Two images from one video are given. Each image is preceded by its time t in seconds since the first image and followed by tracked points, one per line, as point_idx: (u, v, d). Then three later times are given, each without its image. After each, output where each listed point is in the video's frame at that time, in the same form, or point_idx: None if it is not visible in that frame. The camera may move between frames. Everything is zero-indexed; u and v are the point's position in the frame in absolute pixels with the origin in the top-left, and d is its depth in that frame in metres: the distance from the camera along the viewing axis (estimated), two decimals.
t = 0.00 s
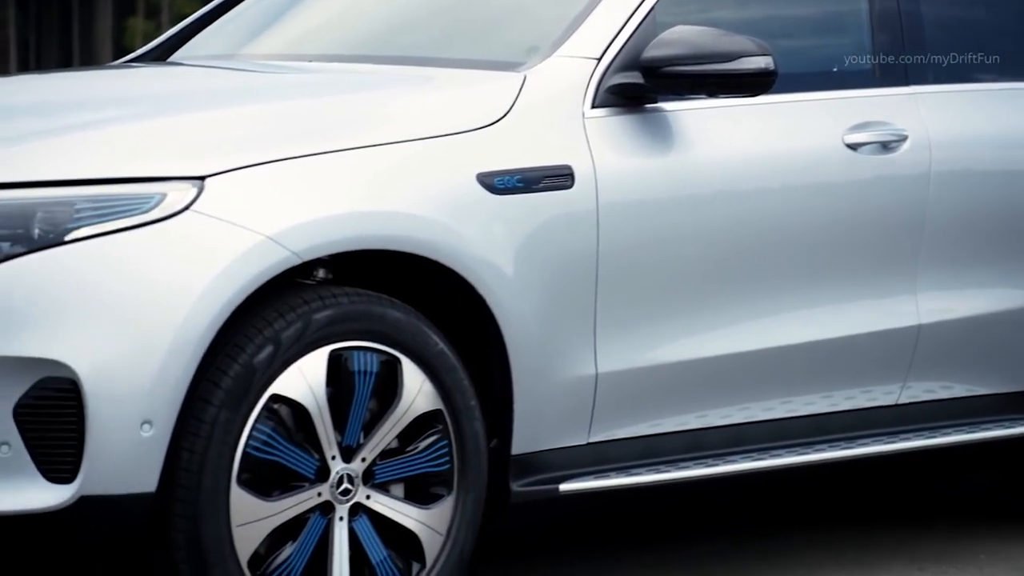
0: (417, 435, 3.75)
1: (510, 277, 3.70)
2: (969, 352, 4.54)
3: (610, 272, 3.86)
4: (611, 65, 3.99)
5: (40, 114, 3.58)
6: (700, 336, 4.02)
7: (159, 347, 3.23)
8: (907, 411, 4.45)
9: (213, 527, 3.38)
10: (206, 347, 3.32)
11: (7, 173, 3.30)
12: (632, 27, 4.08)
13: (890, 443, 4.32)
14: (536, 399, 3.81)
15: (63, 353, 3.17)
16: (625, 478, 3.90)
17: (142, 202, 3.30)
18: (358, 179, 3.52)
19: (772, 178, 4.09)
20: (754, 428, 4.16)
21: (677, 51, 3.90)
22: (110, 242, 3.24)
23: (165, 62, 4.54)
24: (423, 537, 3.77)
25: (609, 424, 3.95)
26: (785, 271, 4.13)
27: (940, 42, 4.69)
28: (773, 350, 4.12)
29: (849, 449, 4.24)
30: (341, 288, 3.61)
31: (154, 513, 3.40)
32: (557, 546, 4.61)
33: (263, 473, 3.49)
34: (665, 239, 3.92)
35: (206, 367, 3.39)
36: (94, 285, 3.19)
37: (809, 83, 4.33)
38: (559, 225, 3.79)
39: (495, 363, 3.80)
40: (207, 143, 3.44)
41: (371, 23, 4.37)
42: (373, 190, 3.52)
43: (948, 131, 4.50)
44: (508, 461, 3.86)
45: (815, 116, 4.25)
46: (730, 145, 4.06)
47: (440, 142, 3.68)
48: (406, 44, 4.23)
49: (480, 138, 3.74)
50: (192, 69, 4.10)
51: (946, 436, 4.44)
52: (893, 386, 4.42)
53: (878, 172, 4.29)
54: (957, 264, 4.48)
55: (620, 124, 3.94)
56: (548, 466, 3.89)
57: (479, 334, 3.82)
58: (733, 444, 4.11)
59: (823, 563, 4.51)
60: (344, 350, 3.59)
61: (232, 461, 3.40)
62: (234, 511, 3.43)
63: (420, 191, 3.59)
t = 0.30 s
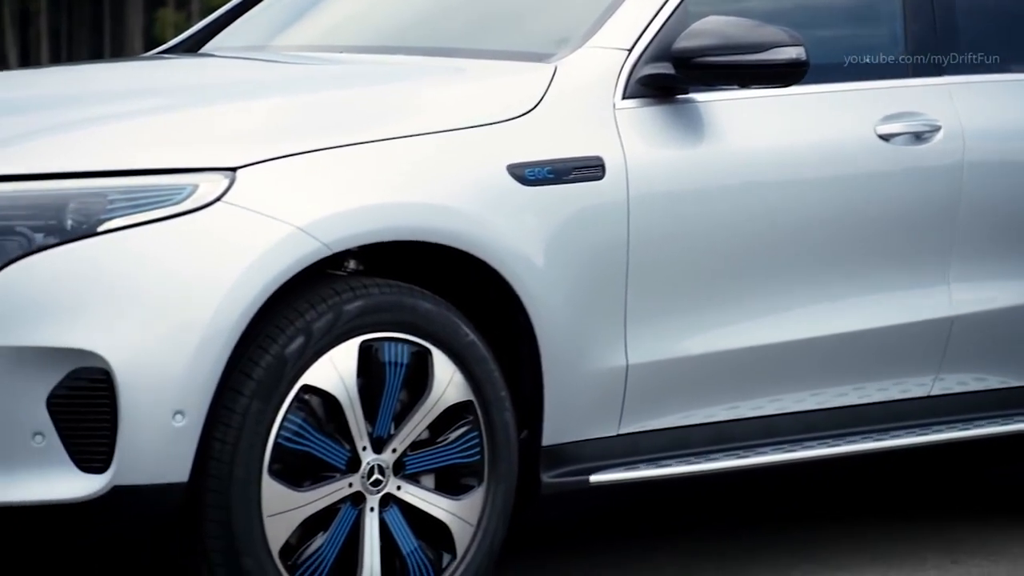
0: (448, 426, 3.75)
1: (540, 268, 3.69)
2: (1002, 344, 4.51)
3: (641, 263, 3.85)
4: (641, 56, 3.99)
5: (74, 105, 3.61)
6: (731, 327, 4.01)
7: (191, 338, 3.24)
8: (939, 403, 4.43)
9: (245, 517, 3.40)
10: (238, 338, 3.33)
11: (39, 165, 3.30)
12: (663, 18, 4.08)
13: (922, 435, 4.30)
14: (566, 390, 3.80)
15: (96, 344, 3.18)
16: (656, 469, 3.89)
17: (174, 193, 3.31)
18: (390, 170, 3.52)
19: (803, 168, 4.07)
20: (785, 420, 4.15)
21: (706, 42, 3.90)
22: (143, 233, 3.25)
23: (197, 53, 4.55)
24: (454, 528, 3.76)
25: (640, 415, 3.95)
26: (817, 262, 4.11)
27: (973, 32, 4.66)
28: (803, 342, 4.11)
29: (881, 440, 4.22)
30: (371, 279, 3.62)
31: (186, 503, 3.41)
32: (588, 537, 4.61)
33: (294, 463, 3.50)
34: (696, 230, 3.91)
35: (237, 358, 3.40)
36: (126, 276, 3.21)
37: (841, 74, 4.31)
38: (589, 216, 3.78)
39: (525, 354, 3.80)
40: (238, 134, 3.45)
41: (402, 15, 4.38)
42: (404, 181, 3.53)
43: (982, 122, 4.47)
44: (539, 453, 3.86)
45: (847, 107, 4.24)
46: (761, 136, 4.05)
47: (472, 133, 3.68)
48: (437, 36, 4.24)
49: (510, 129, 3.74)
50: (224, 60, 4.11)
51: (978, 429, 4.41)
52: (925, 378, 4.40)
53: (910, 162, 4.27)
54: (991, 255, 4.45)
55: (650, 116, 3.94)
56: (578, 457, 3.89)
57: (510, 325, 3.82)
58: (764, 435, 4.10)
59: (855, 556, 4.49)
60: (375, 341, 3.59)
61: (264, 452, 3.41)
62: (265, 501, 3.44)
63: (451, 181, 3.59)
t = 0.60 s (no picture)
0: (474, 418, 3.76)
1: (566, 261, 3.69)
2: None
3: (668, 256, 3.85)
4: (668, 49, 3.99)
5: (103, 97, 3.62)
6: (757, 320, 4.00)
7: (219, 329, 3.25)
8: (968, 396, 4.41)
9: (272, 509, 3.41)
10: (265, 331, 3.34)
11: (67, 157, 3.31)
12: (690, 10, 4.08)
13: (950, 428, 4.29)
14: (592, 382, 3.80)
15: (124, 336, 3.19)
16: (682, 461, 3.89)
17: (202, 185, 3.31)
18: (418, 162, 3.53)
19: (830, 161, 4.06)
20: (812, 413, 4.14)
21: (733, 33, 3.93)
22: (171, 225, 3.26)
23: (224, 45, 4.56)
24: (480, 520, 3.76)
25: (666, 408, 3.95)
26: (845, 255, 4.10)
27: (1002, 24, 4.65)
28: (830, 334, 4.10)
29: (908, 433, 4.20)
30: (398, 271, 3.62)
31: (214, 494, 3.42)
32: (614, 530, 4.61)
33: (322, 455, 3.51)
34: (723, 222, 3.90)
35: (265, 350, 3.40)
36: (155, 267, 3.22)
37: (869, 65, 4.30)
38: (616, 208, 3.78)
39: (551, 347, 3.79)
40: (267, 126, 3.46)
41: (430, 7, 4.39)
42: (431, 173, 3.53)
43: (1011, 113, 4.45)
44: (565, 445, 3.86)
45: (874, 99, 4.22)
46: (787, 129, 4.04)
47: (499, 125, 3.68)
48: (464, 29, 4.24)
49: (537, 121, 3.74)
50: (252, 53, 4.11)
51: (1007, 422, 4.40)
52: (953, 370, 4.38)
53: (939, 154, 4.25)
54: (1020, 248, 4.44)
55: (677, 108, 3.93)
56: (604, 449, 3.88)
57: (536, 317, 3.82)
58: (791, 428, 4.09)
59: (884, 550, 4.48)
60: (401, 333, 3.60)
61: (291, 444, 3.42)
62: (292, 492, 3.45)
63: (478, 173, 3.59)
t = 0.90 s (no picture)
0: (504, 410, 3.75)
1: (597, 252, 3.68)
2: None
3: (699, 247, 3.84)
4: (699, 39, 3.99)
5: (135, 88, 3.64)
6: (788, 312, 3.99)
7: (249, 320, 3.26)
8: (1001, 388, 4.39)
9: (303, 499, 3.41)
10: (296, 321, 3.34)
11: (99, 149, 3.31)
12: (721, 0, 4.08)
13: (983, 420, 4.27)
14: (622, 374, 3.80)
15: (156, 326, 3.20)
16: (712, 453, 3.88)
17: (233, 176, 3.32)
18: (449, 153, 3.53)
19: (862, 152, 4.04)
20: (844, 405, 4.13)
21: (767, 24, 3.93)
22: (203, 216, 3.27)
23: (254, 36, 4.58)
24: (510, 512, 3.76)
25: (696, 400, 3.94)
26: (877, 246, 4.09)
27: None
28: (861, 326, 4.09)
29: (940, 426, 4.19)
30: (428, 263, 3.62)
31: (245, 484, 3.42)
32: (643, 522, 4.61)
33: (352, 446, 3.52)
34: (755, 214, 3.89)
35: (296, 341, 3.41)
36: (186, 258, 3.23)
37: (901, 56, 4.30)
38: (647, 200, 3.77)
39: (582, 339, 3.79)
40: (298, 117, 3.46)
41: None
42: (462, 164, 3.53)
43: None
44: (595, 437, 3.86)
45: (907, 89, 4.21)
46: (819, 119, 4.02)
47: (529, 116, 3.68)
48: (494, 20, 4.25)
49: (568, 112, 3.74)
50: (281, 44, 4.12)
51: None
52: (986, 362, 4.37)
53: (972, 145, 4.23)
54: None
55: (707, 99, 3.92)
56: (634, 441, 3.88)
57: (566, 308, 3.82)
58: (822, 420, 4.08)
59: (916, 543, 4.46)
60: (431, 324, 3.60)
61: (321, 434, 3.43)
62: (322, 483, 3.45)
63: (509, 165, 3.59)
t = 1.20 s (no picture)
0: (530, 402, 3.75)
1: (623, 245, 3.68)
2: None
3: (725, 239, 3.83)
4: (726, 31, 3.99)
5: (163, 80, 3.65)
6: (815, 304, 3.98)
7: (276, 312, 3.26)
8: None
9: (330, 491, 3.42)
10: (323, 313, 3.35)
11: (127, 141, 3.33)
12: None
13: (1011, 413, 4.25)
14: (648, 366, 3.79)
15: (183, 318, 3.21)
16: (738, 446, 3.88)
17: (260, 169, 3.33)
18: (476, 145, 3.53)
19: (889, 144, 4.03)
20: (871, 397, 4.11)
21: (794, 17, 3.94)
22: (230, 208, 3.28)
23: (281, 29, 4.59)
24: (537, 504, 3.76)
25: (723, 392, 3.93)
26: (904, 239, 4.07)
27: None
28: (888, 319, 4.08)
29: (968, 419, 4.17)
30: (454, 255, 3.62)
31: (272, 476, 3.43)
32: (668, 514, 4.61)
33: (378, 438, 3.52)
34: (782, 206, 3.88)
35: (323, 333, 3.42)
36: (214, 250, 3.23)
37: (930, 49, 4.28)
38: (673, 192, 3.76)
39: (609, 332, 3.78)
40: (326, 109, 3.47)
41: None
42: (489, 156, 3.53)
43: None
44: (622, 429, 3.86)
45: (935, 81, 4.19)
46: (846, 111, 4.01)
47: (555, 108, 3.68)
48: (521, 13, 4.25)
49: (595, 104, 3.73)
50: (309, 37, 4.13)
51: None
52: (1014, 355, 4.35)
53: (1001, 137, 4.22)
54: None
55: (734, 91, 3.92)
56: (660, 434, 3.87)
57: (592, 301, 3.81)
58: (848, 413, 4.07)
59: (943, 537, 4.45)
60: (457, 316, 3.60)
61: (348, 426, 3.43)
62: (349, 474, 3.45)
63: (536, 157, 3.59)
